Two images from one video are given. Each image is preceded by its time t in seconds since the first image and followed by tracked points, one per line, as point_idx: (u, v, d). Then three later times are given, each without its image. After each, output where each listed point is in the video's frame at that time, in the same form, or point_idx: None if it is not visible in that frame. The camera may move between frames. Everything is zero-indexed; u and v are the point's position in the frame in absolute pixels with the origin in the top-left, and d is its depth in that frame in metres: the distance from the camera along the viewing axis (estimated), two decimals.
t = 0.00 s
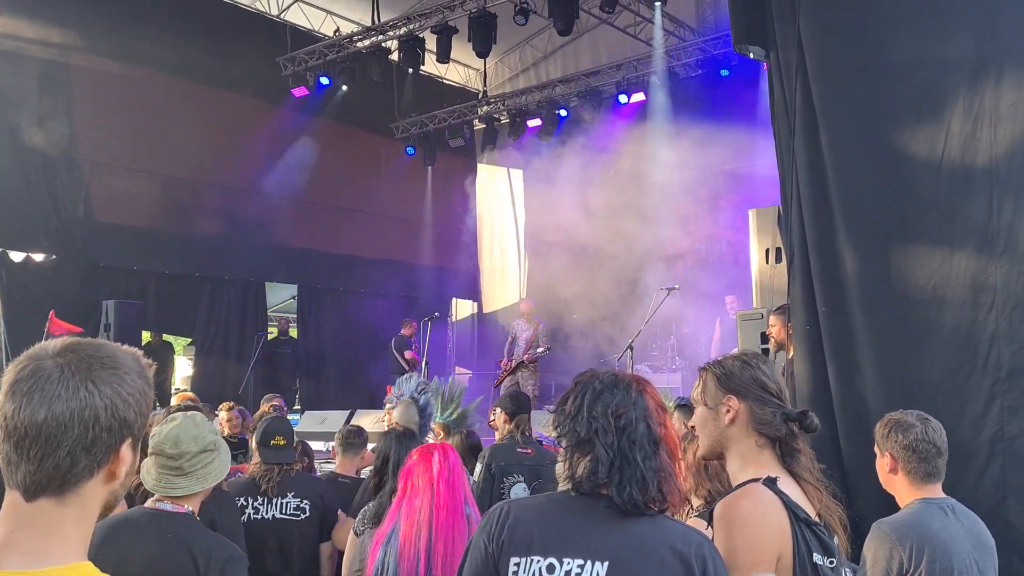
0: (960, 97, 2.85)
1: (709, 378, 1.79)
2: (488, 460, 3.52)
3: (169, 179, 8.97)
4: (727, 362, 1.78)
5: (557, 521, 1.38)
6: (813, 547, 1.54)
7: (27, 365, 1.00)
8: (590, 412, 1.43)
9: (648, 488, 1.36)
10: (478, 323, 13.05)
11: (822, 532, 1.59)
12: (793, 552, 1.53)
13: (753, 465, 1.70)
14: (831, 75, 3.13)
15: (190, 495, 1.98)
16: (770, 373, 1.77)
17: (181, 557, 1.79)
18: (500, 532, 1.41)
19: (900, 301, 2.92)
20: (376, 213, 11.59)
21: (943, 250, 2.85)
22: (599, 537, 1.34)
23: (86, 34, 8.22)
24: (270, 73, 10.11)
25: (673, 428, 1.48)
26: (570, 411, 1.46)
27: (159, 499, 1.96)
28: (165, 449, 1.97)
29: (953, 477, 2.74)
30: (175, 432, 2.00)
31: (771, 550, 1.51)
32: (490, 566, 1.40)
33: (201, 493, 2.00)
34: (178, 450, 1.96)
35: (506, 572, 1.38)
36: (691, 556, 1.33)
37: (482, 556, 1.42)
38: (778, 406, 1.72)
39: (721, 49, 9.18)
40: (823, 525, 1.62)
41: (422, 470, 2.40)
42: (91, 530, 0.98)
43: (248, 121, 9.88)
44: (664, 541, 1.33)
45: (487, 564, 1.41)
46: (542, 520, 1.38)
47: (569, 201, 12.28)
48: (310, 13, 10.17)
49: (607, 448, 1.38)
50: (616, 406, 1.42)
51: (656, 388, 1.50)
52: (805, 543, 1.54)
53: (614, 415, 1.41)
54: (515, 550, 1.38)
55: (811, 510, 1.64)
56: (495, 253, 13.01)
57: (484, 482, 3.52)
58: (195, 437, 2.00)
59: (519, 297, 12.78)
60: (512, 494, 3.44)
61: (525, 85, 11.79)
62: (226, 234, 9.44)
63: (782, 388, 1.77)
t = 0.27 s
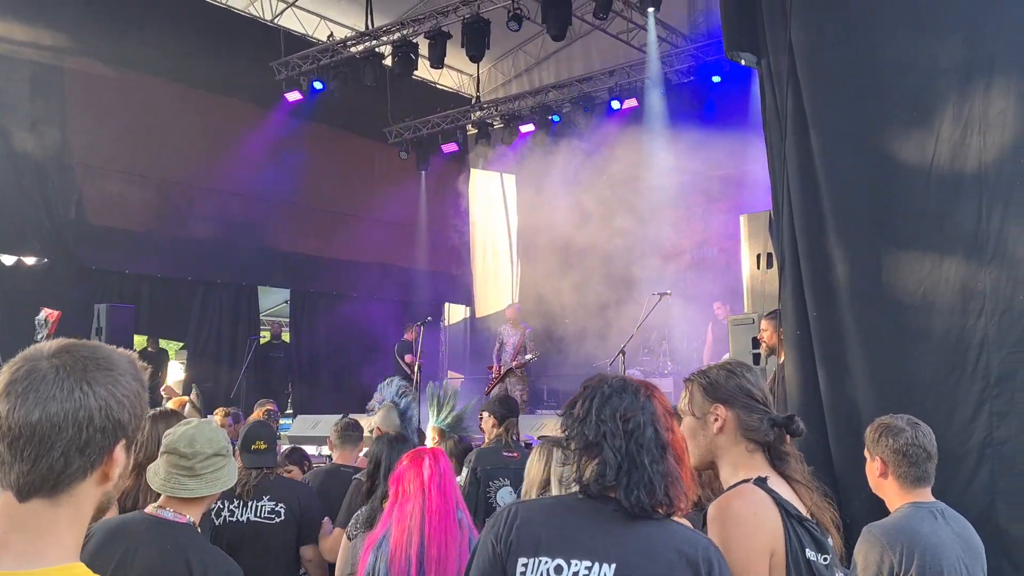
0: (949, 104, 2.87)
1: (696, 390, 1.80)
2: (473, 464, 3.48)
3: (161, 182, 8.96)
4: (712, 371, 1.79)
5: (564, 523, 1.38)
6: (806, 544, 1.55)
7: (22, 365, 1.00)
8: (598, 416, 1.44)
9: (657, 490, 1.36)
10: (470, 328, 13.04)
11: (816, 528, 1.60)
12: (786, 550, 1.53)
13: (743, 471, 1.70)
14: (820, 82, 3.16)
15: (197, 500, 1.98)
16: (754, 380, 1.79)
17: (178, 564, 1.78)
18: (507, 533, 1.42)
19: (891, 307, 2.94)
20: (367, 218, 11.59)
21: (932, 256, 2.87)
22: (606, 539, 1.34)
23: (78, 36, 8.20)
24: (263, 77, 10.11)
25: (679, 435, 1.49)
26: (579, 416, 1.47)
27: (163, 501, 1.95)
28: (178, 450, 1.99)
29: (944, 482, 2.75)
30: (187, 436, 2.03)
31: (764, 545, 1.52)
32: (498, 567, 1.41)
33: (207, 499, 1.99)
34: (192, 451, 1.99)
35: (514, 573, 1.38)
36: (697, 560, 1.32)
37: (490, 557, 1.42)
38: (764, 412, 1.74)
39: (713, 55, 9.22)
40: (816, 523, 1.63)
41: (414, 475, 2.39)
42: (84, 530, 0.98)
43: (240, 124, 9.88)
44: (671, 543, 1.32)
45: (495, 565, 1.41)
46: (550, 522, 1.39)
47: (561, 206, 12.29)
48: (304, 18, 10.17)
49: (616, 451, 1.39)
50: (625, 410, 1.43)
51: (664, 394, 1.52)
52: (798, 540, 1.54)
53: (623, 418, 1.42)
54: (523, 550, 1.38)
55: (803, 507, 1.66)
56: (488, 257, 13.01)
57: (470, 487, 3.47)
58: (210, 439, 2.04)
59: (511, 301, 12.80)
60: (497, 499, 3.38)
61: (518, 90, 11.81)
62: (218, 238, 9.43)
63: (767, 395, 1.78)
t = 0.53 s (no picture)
0: (938, 112, 2.89)
1: (682, 397, 1.80)
2: (451, 472, 3.42)
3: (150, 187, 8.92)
4: (698, 378, 1.79)
5: (564, 527, 1.37)
6: (795, 555, 1.54)
7: (4, 370, 0.99)
8: (600, 421, 1.43)
9: (658, 497, 1.35)
10: (461, 334, 13.03)
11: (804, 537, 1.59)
12: (775, 562, 1.52)
13: (732, 479, 1.71)
14: (810, 90, 3.17)
15: (190, 508, 1.96)
16: (741, 387, 1.78)
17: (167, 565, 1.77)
18: (508, 536, 1.42)
19: (880, 314, 2.95)
20: (359, 224, 11.57)
21: (921, 263, 2.89)
22: (606, 544, 1.33)
23: (68, 40, 8.15)
24: (255, 82, 10.09)
25: (681, 443, 1.48)
26: (581, 420, 1.46)
27: (155, 508, 1.93)
28: (172, 457, 1.98)
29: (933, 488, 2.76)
30: (181, 443, 2.01)
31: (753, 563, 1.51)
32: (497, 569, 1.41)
33: (200, 507, 1.98)
34: (187, 458, 1.98)
35: None
36: (697, 568, 1.31)
37: (490, 559, 1.42)
38: (750, 419, 1.73)
39: (705, 62, 9.23)
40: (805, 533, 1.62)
41: (397, 482, 2.37)
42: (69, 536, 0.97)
43: (231, 129, 9.86)
44: (670, 550, 1.31)
45: (495, 566, 1.41)
46: (551, 526, 1.38)
47: (553, 212, 12.28)
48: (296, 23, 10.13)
49: (617, 457, 1.38)
50: (626, 415, 1.42)
51: (665, 402, 1.51)
52: (788, 552, 1.53)
53: (625, 424, 1.41)
54: (522, 553, 1.38)
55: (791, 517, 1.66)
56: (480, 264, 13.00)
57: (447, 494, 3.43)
58: (204, 446, 2.03)
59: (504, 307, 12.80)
60: (475, 506, 3.35)
61: (510, 97, 11.82)
62: (209, 243, 9.40)
63: (754, 401, 1.78)
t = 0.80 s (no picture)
0: (934, 114, 2.89)
1: (677, 393, 1.80)
2: (440, 473, 3.41)
3: (145, 188, 8.89)
4: (693, 375, 1.79)
5: (557, 529, 1.36)
6: (785, 560, 1.52)
7: None
8: (597, 422, 1.41)
9: (653, 498, 1.35)
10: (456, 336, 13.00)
11: (795, 540, 1.57)
12: (765, 567, 1.50)
13: (725, 479, 1.70)
14: (806, 91, 3.17)
15: (177, 507, 1.95)
16: (738, 386, 1.77)
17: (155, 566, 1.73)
18: (500, 537, 1.40)
19: (876, 315, 2.95)
20: (354, 225, 11.55)
21: (917, 265, 2.89)
22: (599, 546, 1.32)
23: (62, 40, 8.11)
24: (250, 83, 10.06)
25: (679, 447, 1.47)
26: (577, 421, 1.44)
27: (141, 507, 1.92)
28: (159, 456, 1.96)
29: (929, 490, 2.76)
30: (167, 442, 2.00)
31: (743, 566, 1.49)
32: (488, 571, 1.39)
33: (186, 506, 1.97)
34: (173, 458, 1.96)
35: None
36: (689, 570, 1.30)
37: (481, 561, 1.41)
38: (745, 419, 1.72)
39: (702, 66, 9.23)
40: (799, 536, 1.60)
41: (377, 483, 2.36)
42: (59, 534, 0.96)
43: (225, 130, 9.83)
44: (662, 555, 1.30)
45: (486, 567, 1.40)
46: (544, 528, 1.37)
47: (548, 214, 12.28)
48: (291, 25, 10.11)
49: (614, 458, 1.37)
50: (624, 417, 1.41)
51: (664, 405, 1.50)
52: (778, 557, 1.52)
53: (623, 425, 1.40)
54: (514, 555, 1.37)
55: (786, 521, 1.63)
56: (474, 266, 12.99)
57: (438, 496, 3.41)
58: (190, 446, 2.02)
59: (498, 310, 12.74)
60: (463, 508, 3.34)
61: (506, 99, 11.81)
62: (203, 245, 9.37)
63: (751, 400, 1.76)
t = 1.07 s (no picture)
0: (935, 115, 2.89)
1: (690, 388, 1.79)
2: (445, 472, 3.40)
3: (143, 187, 8.87)
4: (707, 371, 1.78)
5: (552, 529, 1.36)
6: (798, 568, 1.47)
7: None
8: (597, 421, 1.40)
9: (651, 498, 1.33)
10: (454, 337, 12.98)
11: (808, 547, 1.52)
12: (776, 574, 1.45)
13: (738, 480, 1.69)
14: (806, 92, 3.16)
15: (150, 504, 1.93)
16: (751, 384, 1.76)
17: (139, 563, 1.76)
18: (495, 535, 1.40)
19: (876, 317, 2.94)
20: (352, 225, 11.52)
21: (917, 266, 2.88)
22: (595, 548, 1.31)
23: (60, 38, 8.08)
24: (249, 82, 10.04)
25: (680, 448, 1.44)
26: (578, 420, 1.43)
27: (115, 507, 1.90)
28: (125, 457, 1.92)
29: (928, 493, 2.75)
30: (132, 441, 1.94)
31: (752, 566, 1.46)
32: (482, 570, 1.39)
33: (161, 501, 1.95)
34: (142, 456, 1.92)
35: None
36: (685, 573, 1.29)
37: (474, 560, 1.40)
38: (759, 418, 1.70)
39: (702, 67, 9.20)
40: (813, 543, 1.56)
41: (353, 482, 2.23)
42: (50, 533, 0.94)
43: (223, 130, 9.80)
44: (658, 555, 1.30)
45: (480, 566, 1.39)
46: (539, 527, 1.37)
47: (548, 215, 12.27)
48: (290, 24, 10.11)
49: (612, 457, 1.35)
50: (624, 416, 1.39)
51: (667, 405, 1.47)
52: (790, 563, 1.47)
53: (623, 424, 1.38)
54: (508, 555, 1.36)
55: (800, 526, 1.59)
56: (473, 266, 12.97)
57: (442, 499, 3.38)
58: (159, 443, 1.96)
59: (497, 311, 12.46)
60: (470, 509, 3.32)
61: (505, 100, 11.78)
62: (201, 244, 9.35)
63: (765, 399, 1.75)
